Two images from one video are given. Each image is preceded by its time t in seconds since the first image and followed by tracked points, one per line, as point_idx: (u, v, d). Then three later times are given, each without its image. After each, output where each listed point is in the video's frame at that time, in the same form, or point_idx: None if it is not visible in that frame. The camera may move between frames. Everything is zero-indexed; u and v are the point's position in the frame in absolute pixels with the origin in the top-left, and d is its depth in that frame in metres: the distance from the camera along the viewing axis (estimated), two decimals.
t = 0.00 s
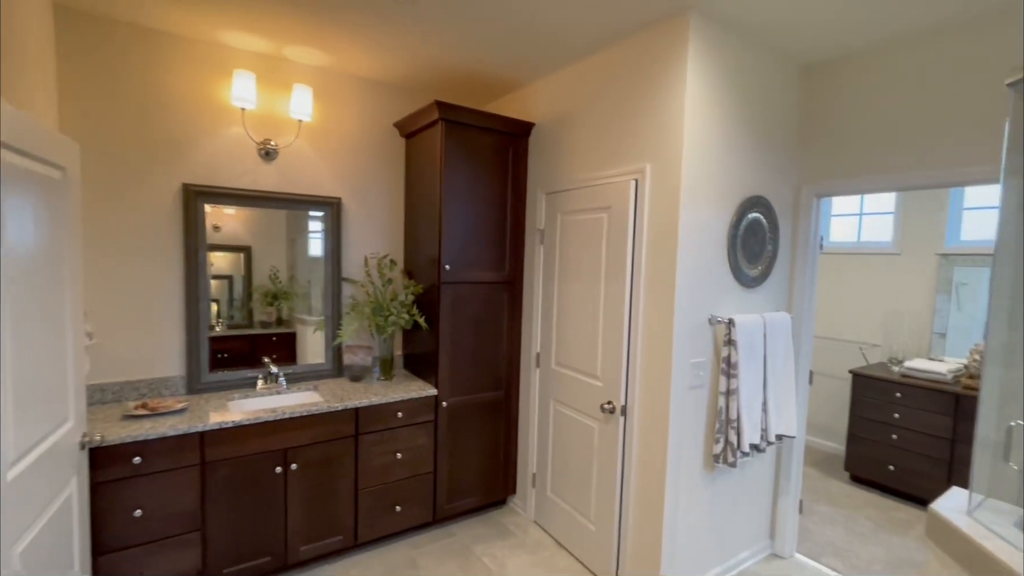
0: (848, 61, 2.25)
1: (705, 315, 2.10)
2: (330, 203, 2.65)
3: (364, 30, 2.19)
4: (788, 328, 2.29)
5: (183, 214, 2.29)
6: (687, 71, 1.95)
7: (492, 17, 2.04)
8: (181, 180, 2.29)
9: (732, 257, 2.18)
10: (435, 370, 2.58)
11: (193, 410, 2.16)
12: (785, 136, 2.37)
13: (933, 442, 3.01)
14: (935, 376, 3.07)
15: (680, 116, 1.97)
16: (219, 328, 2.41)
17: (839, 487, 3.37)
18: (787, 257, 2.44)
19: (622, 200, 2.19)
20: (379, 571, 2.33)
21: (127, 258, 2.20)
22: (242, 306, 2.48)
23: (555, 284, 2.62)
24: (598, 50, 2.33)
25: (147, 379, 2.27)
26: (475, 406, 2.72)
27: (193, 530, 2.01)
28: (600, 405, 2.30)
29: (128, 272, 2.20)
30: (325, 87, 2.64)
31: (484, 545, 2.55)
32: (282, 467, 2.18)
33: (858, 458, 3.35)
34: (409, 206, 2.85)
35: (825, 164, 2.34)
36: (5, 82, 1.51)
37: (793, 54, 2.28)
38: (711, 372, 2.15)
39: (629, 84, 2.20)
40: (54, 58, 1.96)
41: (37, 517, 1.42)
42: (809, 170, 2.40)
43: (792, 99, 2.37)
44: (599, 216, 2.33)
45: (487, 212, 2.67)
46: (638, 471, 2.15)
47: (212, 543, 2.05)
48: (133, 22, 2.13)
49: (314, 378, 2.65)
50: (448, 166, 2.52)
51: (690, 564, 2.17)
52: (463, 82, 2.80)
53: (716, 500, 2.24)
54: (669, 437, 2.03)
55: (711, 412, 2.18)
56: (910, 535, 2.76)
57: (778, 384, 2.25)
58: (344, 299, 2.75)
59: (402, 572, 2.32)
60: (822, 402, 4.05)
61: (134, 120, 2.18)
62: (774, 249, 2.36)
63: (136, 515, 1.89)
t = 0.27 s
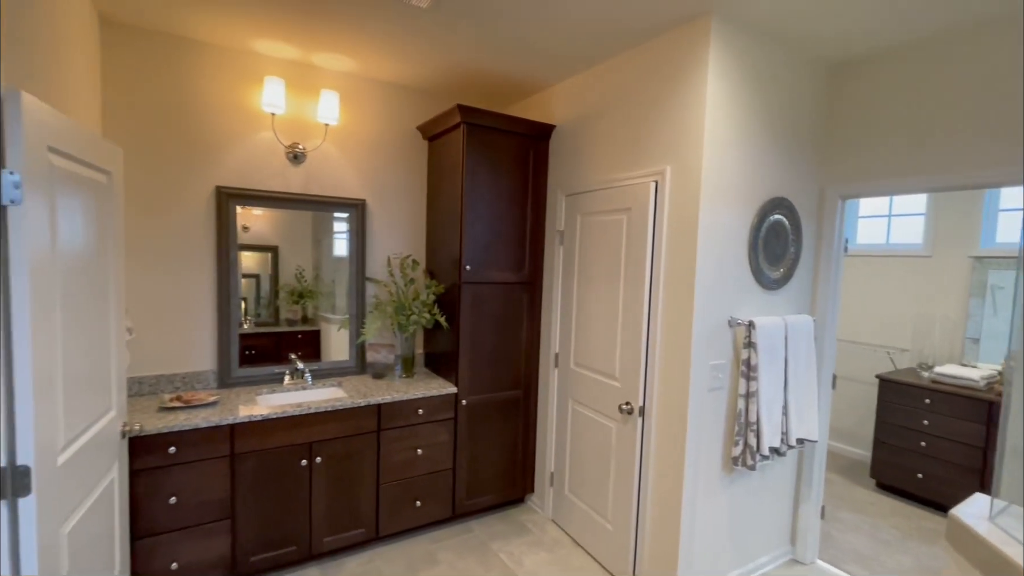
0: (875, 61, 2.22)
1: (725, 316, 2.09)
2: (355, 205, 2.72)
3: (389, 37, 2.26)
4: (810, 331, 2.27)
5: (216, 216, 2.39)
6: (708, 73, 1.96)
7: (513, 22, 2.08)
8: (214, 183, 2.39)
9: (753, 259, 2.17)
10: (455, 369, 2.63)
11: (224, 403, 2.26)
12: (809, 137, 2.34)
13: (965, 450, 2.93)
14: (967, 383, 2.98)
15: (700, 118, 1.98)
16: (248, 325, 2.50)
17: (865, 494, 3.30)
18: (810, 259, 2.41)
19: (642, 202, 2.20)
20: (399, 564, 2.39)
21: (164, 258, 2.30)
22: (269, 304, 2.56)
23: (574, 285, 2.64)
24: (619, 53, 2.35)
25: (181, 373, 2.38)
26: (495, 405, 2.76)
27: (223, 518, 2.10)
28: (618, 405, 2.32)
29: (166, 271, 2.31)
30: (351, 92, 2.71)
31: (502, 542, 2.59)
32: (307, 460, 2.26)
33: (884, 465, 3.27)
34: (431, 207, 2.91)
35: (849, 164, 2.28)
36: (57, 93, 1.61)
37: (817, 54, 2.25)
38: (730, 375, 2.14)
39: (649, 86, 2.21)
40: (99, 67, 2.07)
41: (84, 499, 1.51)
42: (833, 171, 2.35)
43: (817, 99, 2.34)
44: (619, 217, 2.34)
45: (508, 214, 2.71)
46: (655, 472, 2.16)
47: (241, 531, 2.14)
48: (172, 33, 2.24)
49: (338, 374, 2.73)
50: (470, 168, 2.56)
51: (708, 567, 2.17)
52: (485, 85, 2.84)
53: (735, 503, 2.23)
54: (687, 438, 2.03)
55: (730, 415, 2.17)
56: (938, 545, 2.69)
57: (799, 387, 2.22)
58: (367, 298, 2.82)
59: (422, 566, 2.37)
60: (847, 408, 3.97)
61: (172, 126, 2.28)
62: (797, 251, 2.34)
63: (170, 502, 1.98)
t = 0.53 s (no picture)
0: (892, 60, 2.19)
1: (737, 317, 2.09)
2: (373, 206, 2.79)
3: (406, 43, 2.32)
4: (824, 333, 2.25)
5: (239, 217, 2.48)
6: (720, 76, 1.97)
7: (526, 27, 2.12)
8: (238, 185, 2.48)
9: (766, 261, 2.16)
10: (469, 367, 2.68)
11: (246, 397, 2.34)
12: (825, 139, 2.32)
13: (988, 457, 2.87)
14: (990, 388, 2.89)
15: (712, 120, 1.99)
16: (270, 323, 2.59)
17: (883, 500, 3.25)
18: (825, 261, 2.39)
19: (653, 203, 2.22)
20: (413, 557, 2.44)
21: (192, 258, 2.40)
22: (290, 303, 2.64)
23: (586, 286, 2.66)
24: (632, 56, 2.37)
25: (206, 368, 2.47)
26: (508, 403, 2.80)
27: (244, 508, 2.18)
28: (629, 405, 2.33)
29: (192, 271, 2.41)
30: (370, 97, 2.78)
31: (513, 539, 2.63)
32: (325, 454, 2.33)
33: (903, 471, 3.21)
34: (446, 209, 2.96)
35: (863, 165, 2.23)
36: (94, 101, 1.71)
37: (833, 55, 2.24)
38: (742, 376, 2.15)
39: (662, 89, 2.23)
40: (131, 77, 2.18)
41: (116, 485, 1.60)
42: (848, 171, 2.30)
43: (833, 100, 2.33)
44: (631, 219, 2.36)
45: (522, 215, 2.75)
46: (665, 472, 2.17)
47: (261, 521, 2.22)
48: (200, 42, 2.34)
49: (355, 371, 2.80)
50: (484, 170, 2.61)
51: (718, 567, 2.17)
52: (500, 89, 2.89)
53: (746, 505, 2.23)
54: (697, 439, 2.04)
55: (742, 416, 2.17)
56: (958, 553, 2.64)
57: (812, 390, 2.21)
58: (384, 297, 2.89)
59: (435, 560, 2.42)
60: (867, 412, 3.90)
61: (199, 131, 2.38)
62: (812, 252, 2.32)
63: (195, 491, 2.07)
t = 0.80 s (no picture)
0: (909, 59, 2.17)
1: (749, 318, 2.10)
2: (390, 207, 2.86)
3: (422, 47, 2.37)
4: (839, 334, 2.24)
5: (262, 217, 2.56)
6: (732, 76, 1.98)
7: (540, 30, 2.16)
8: (261, 187, 2.57)
9: (779, 261, 2.16)
10: (482, 366, 2.72)
11: (267, 392, 2.42)
12: (841, 139, 2.31)
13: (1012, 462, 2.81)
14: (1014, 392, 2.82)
15: (723, 121, 2.00)
16: (290, 321, 2.67)
17: (902, 505, 3.20)
18: (841, 262, 2.37)
19: (665, 204, 2.23)
20: (426, 551, 2.49)
21: (217, 258, 2.50)
22: (309, 301, 2.71)
23: (599, 285, 2.68)
24: (645, 57, 2.39)
25: (229, 363, 2.56)
26: (521, 402, 2.83)
27: (264, 498, 2.25)
28: (640, 404, 2.35)
29: (217, 270, 2.50)
30: (387, 100, 2.85)
31: (525, 535, 2.66)
32: (342, 448, 2.39)
33: (923, 476, 3.16)
34: (461, 209, 3.01)
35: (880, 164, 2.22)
36: (127, 107, 1.80)
37: (848, 54, 2.23)
38: (754, 376, 2.14)
39: (674, 90, 2.24)
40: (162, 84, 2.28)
41: (145, 472, 1.69)
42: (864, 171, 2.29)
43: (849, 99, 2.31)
44: (643, 219, 2.38)
45: (535, 216, 2.78)
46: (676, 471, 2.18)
47: (280, 512, 2.29)
48: (226, 49, 2.43)
49: (372, 368, 2.87)
50: (498, 171, 2.65)
51: (729, 567, 2.17)
52: (514, 91, 2.93)
53: (758, 506, 2.23)
54: (708, 437, 2.05)
55: (754, 417, 2.16)
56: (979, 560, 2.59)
57: (827, 392, 2.20)
58: (400, 296, 2.95)
59: (447, 554, 2.47)
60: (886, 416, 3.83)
61: (223, 135, 2.47)
62: (827, 253, 2.30)
63: (218, 481, 2.15)
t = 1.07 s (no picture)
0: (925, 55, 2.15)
1: (760, 316, 2.09)
2: (403, 207, 2.91)
3: (435, 49, 2.41)
4: (853, 333, 2.22)
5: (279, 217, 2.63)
6: (743, 75, 1.98)
7: (552, 31, 2.19)
8: (278, 187, 2.63)
9: (791, 259, 2.15)
10: (494, 363, 2.75)
11: (284, 387, 2.48)
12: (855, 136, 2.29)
13: None
14: None
15: (734, 120, 2.00)
16: (306, 319, 2.73)
17: (919, 508, 3.15)
18: (855, 260, 2.35)
19: (676, 202, 2.24)
20: (438, 545, 2.53)
21: (236, 256, 2.57)
22: (324, 300, 2.77)
23: (610, 284, 2.70)
24: (656, 57, 2.40)
25: (247, 358, 2.63)
26: (532, 399, 2.86)
27: (281, 491, 2.31)
28: (651, 402, 2.36)
29: (237, 268, 2.57)
30: (401, 101, 2.90)
31: (536, 531, 2.68)
32: (356, 442, 2.44)
33: (940, 479, 3.10)
34: (474, 209, 3.05)
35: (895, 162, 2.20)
36: (153, 110, 1.87)
37: (863, 51, 2.21)
38: (765, 375, 2.14)
39: (685, 89, 2.25)
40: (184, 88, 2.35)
41: (169, 461, 1.75)
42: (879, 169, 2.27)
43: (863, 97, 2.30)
44: (654, 218, 2.39)
45: (546, 215, 2.81)
46: (686, 468, 2.19)
47: (296, 504, 2.34)
48: (246, 53, 2.50)
49: (385, 365, 2.92)
50: (510, 171, 2.68)
51: (739, 565, 2.17)
52: (526, 91, 2.96)
53: (769, 505, 2.22)
54: (718, 435, 2.05)
55: (765, 415, 2.16)
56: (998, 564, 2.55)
57: (840, 391, 2.19)
58: (413, 295, 3.00)
59: (459, 548, 2.51)
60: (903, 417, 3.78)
61: (243, 136, 2.54)
62: (840, 252, 2.29)
63: (237, 473, 2.21)
